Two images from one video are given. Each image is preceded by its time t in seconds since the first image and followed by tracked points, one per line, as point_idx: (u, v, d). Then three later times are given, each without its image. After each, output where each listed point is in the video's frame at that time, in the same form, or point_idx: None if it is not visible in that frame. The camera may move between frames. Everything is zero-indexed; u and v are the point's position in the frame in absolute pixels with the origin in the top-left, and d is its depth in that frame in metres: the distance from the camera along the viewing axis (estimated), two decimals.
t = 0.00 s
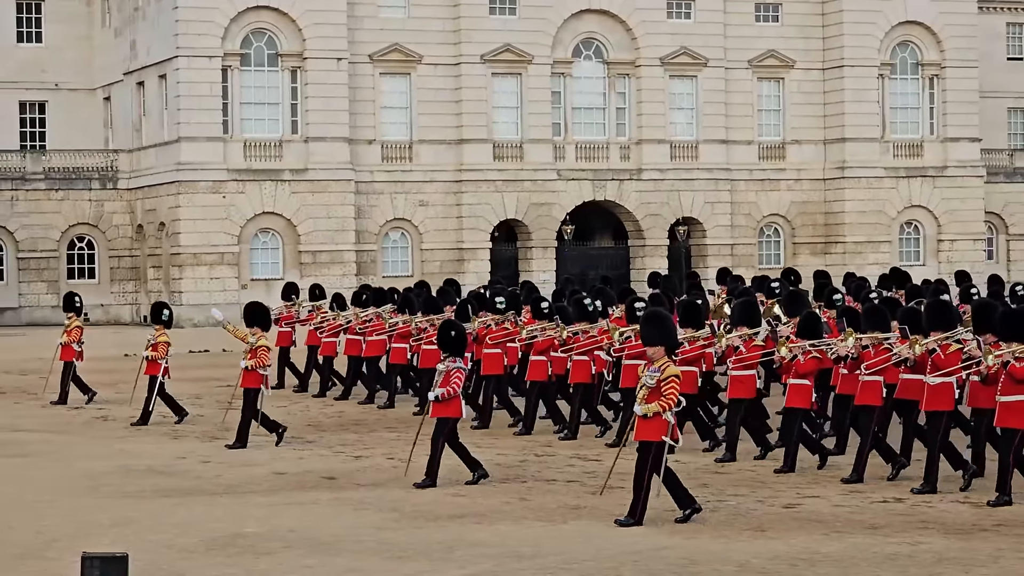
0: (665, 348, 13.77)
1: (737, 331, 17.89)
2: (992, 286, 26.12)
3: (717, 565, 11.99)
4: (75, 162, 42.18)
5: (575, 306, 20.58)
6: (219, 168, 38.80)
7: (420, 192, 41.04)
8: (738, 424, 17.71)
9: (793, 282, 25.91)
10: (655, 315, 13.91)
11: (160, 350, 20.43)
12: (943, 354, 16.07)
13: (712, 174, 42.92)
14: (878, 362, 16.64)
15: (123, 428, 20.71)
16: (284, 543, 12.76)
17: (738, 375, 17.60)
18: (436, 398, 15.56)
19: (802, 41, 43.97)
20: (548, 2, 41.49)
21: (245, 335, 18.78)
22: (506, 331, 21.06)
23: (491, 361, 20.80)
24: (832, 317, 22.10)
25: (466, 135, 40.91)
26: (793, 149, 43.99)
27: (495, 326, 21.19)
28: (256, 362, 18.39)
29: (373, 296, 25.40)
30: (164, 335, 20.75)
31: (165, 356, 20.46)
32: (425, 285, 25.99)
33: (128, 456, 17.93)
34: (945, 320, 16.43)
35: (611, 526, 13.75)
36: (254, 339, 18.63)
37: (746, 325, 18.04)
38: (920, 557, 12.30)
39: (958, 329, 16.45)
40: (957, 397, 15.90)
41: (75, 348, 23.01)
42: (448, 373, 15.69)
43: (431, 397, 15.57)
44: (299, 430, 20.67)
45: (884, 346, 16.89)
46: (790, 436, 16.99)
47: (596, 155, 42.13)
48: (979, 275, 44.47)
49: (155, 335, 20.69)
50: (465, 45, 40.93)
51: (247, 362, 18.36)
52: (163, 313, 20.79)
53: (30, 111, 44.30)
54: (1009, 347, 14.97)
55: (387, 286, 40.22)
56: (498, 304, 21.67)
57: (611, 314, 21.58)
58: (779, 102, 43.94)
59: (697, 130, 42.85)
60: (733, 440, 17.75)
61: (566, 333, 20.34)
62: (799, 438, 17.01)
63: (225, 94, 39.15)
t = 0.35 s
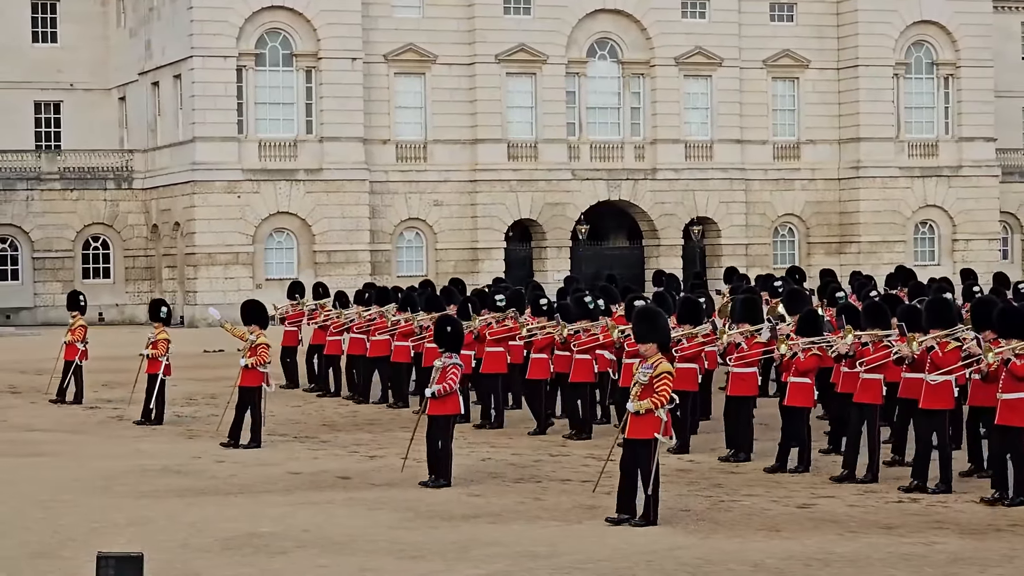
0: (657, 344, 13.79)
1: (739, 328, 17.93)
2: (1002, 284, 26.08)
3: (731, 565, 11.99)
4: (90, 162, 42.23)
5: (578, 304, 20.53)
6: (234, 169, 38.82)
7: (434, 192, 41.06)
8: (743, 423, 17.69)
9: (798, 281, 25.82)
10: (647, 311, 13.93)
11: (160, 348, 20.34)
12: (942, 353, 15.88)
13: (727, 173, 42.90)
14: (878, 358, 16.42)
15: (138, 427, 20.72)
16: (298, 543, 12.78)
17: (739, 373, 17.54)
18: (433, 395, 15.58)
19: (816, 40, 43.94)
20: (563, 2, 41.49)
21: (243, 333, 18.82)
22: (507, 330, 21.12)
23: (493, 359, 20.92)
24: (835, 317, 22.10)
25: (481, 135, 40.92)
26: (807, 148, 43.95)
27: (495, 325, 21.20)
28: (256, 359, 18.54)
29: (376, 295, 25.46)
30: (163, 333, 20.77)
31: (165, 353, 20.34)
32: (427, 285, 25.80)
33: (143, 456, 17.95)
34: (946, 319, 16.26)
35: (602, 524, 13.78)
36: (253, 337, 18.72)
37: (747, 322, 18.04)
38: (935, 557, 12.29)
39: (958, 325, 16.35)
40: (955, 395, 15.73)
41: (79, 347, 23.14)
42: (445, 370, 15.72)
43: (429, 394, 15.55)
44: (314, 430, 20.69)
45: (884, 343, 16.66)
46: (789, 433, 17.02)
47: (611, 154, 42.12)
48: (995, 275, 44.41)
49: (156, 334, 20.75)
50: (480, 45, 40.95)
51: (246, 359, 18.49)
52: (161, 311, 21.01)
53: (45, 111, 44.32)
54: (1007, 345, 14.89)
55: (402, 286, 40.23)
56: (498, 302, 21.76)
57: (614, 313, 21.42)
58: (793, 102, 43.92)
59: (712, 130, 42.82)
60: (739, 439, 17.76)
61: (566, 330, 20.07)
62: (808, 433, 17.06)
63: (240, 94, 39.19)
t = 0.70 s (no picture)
0: (653, 345, 13.68)
1: (739, 329, 17.93)
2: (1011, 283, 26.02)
3: (747, 564, 11.98)
4: (105, 160, 42.29)
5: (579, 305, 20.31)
6: (248, 167, 38.86)
7: (448, 191, 41.06)
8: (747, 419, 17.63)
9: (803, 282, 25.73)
10: (642, 312, 13.81)
11: (162, 347, 20.43)
12: (942, 354, 15.79)
13: (741, 171, 42.88)
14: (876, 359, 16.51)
15: (153, 426, 20.73)
16: (313, 541, 12.78)
17: (740, 373, 17.60)
18: (434, 396, 15.50)
19: (831, 39, 43.88)
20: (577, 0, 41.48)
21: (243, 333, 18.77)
22: (510, 330, 21.07)
23: (496, 360, 20.99)
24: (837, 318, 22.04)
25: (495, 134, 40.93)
26: (822, 147, 43.88)
27: (499, 325, 21.13)
28: (256, 360, 18.40)
29: (379, 296, 25.46)
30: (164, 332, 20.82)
31: (168, 352, 20.47)
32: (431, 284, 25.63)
33: (159, 454, 17.97)
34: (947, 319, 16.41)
35: (591, 525, 13.64)
36: (252, 337, 18.64)
37: (747, 320, 18.17)
38: (951, 556, 12.26)
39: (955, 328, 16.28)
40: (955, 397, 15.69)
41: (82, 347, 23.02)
42: (445, 370, 15.63)
43: (429, 395, 15.51)
44: (329, 428, 20.69)
45: (882, 344, 16.79)
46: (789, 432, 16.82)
47: (625, 153, 42.13)
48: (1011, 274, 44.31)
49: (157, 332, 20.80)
50: (494, 43, 40.95)
51: (246, 359, 18.37)
52: (162, 311, 20.85)
53: (60, 110, 44.39)
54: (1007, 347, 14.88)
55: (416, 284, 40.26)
56: (501, 302, 21.82)
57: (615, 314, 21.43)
58: (808, 100, 43.86)
59: (726, 128, 42.78)
60: (720, 436, 17.89)
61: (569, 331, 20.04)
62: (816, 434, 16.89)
63: (253, 93, 39.23)
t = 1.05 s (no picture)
0: (641, 345, 13.58)
1: (732, 330, 17.69)
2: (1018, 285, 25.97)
3: (761, 562, 11.98)
4: (120, 159, 42.33)
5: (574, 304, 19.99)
6: (263, 166, 38.91)
7: (463, 189, 41.06)
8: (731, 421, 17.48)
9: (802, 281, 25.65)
10: (632, 312, 13.72)
11: (157, 346, 20.46)
12: (931, 351, 15.71)
13: (755, 170, 42.86)
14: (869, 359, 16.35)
15: (169, 424, 20.75)
16: (327, 540, 12.79)
17: (731, 374, 17.38)
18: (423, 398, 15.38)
19: (846, 37, 43.84)
20: None
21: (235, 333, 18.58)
22: (506, 331, 21.09)
23: (492, 360, 21.02)
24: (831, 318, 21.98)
25: (510, 133, 40.93)
26: (837, 146, 43.83)
27: (494, 325, 21.16)
28: (247, 359, 18.24)
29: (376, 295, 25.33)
30: (160, 331, 20.85)
31: (163, 351, 20.49)
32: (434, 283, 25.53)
33: (173, 453, 18.00)
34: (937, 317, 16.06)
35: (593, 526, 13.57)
36: (246, 337, 18.48)
37: (741, 324, 17.75)
38: (964, 555, 12.27)
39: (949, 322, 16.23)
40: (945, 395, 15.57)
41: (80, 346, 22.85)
42: (435, 372, 15.49)
43: (417, 398, 15.40)
44: (343, 427, 20.72)
45: (874, 344, 16.49)
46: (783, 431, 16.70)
47: (639, 152, 42.14)
48: None
49: (153, 331, 20.79)
50: (509, 42, 40.96)
51: (238, 358, 18.20)
52: (160, 310, 20.86)
53: (75, 109, 44.49)
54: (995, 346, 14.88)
55: (431, 283, 40.28)
56: (496, 302, 21.69)
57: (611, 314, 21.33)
58: (822, 99, 43.81)
59: (741, 126, 42.76)
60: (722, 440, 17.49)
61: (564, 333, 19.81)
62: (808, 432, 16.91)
63: (269, 91, 39.28)
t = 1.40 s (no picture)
0: (635, 342, 13.71)
1: (728, 328, 17.76)
2: None
3: (777, 561, 11.97)
4: (134, 158, 42.37)
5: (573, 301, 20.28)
6: (278, 165, 38.96)
7: (478, 188, 41.08)
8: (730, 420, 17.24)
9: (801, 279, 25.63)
10: (627, 309, 13.88)
11: (156, 343, 20.57)
12: (929, 347, 15.82)
13: (770, 168, 42.81)
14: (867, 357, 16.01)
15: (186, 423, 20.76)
16: (342, 539, 12.79)
17: (727, 371, 17.30)
18: (421, 393, 15.40)
19: (861, 36, 43.79)
20: None
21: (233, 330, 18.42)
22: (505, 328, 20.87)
23: (492, 357, 20.61)
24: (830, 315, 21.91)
25: (525, 131, 40.94)
26: (852, 144, 43.76)
27: (495, 323, 21.03)
28: (246, 356, 18.08)
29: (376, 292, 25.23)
30: (159, 330, 20.92)
31: (163, 348, 20.60)
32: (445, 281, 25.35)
33: (188, 452, 18.01)
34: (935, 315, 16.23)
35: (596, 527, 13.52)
36: (245, 335, 18.37)
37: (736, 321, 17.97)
38: (980, 553, 12.25)
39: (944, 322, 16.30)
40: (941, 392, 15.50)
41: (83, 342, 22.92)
42: (432, 367, 15.58)
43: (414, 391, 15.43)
44: (357, 426, 20.72)
45: (872, 341, 16.23)
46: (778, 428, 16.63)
47: (654, 150, 42.14)
48: None
49: (152, 330, 20.75)
50: (524, 41, 40.95)
51: (236, 356, 18.08)
52: (158, 309, 20.91)
53: (90, 108, 44.56)
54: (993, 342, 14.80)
55: (445, 282, 40.28)
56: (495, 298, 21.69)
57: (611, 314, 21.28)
58: (837, 98, 43.75)
59: (756, 125, 42.75)
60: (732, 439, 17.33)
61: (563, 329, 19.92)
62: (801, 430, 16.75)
63: (283, 90, 39.28)
